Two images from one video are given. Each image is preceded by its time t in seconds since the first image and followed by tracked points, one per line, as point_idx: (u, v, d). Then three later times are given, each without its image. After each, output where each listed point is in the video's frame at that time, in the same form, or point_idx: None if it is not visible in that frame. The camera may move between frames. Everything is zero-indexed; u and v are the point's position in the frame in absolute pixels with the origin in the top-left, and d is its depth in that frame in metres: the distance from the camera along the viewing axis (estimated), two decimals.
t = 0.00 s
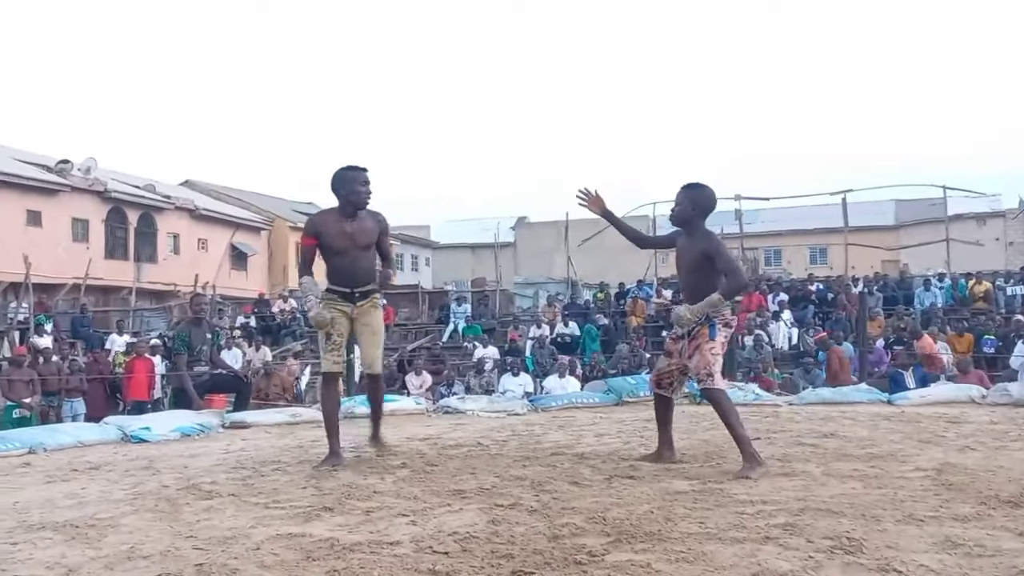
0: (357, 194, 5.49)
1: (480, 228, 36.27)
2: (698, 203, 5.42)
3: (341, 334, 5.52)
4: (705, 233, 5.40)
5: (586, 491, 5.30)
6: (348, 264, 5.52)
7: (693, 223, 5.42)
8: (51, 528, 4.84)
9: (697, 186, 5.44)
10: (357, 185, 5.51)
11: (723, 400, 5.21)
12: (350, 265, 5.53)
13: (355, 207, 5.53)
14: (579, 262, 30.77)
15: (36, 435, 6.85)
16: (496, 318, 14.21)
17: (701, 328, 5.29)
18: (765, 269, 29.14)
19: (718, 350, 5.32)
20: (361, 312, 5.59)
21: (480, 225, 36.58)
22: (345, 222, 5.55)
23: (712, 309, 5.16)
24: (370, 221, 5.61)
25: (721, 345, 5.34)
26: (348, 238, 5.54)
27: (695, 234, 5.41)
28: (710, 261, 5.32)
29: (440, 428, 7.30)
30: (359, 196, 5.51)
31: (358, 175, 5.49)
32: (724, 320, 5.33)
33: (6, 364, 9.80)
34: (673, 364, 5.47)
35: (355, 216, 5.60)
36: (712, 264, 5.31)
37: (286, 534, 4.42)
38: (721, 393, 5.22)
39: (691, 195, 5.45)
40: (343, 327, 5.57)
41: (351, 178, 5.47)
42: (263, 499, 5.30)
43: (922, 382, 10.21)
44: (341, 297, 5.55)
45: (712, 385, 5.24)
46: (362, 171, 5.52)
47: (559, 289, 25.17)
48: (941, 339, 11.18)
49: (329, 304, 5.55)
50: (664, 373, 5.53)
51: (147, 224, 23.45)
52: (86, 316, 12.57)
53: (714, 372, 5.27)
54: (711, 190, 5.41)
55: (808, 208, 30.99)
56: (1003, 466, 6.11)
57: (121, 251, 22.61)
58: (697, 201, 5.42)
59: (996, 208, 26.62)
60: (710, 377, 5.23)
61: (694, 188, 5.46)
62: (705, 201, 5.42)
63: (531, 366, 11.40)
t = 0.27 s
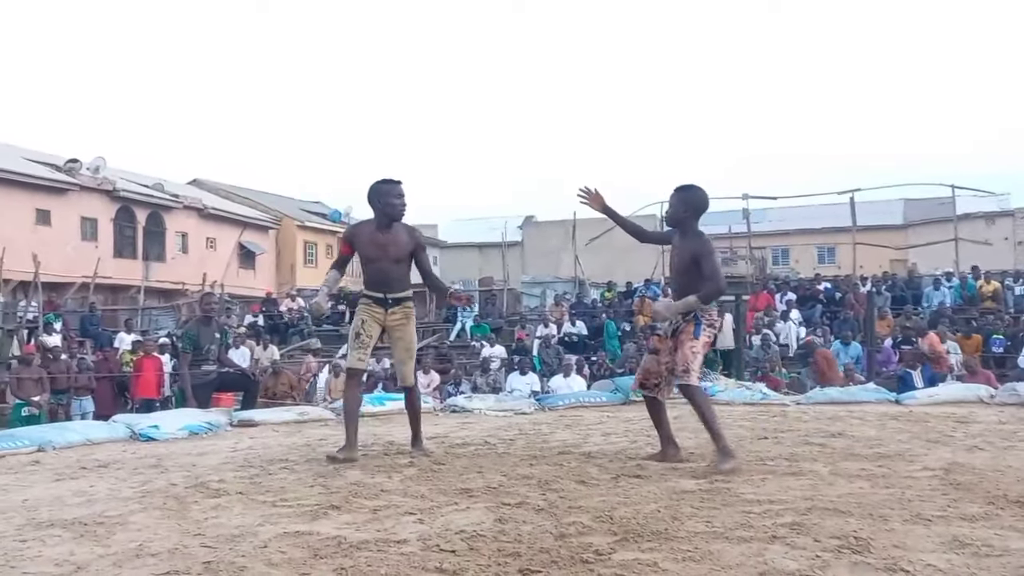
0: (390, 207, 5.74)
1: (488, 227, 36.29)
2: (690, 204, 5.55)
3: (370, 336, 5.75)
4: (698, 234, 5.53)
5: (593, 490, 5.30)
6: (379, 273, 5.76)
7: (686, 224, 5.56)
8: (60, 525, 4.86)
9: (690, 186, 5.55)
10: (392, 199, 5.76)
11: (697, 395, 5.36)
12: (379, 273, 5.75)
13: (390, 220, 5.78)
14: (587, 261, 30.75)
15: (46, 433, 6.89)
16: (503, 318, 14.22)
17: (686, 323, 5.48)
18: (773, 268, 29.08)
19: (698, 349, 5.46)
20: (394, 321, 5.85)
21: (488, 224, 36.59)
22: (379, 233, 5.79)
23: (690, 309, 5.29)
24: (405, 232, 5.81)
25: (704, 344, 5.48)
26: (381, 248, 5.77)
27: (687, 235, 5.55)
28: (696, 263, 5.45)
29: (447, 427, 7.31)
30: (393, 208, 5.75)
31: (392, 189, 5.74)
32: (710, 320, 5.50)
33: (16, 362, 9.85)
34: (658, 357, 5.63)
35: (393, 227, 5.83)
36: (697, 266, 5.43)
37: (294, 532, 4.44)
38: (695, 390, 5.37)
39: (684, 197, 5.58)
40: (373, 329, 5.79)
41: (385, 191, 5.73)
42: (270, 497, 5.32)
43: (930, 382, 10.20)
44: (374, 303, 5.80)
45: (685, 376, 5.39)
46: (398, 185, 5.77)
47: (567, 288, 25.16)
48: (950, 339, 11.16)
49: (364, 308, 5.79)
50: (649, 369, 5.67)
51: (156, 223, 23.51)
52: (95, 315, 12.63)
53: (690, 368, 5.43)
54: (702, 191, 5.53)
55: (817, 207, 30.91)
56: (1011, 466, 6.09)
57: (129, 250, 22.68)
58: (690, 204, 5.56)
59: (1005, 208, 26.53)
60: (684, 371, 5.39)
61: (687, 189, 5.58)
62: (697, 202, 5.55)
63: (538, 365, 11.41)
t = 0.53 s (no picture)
0: (407, 215, 5.85)
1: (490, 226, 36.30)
2: (687, 210, 5.54)
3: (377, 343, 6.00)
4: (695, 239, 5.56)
5: (595, 489, 5.30)
6: (395, 278, 5.90)
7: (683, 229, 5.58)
8: (62, 523, 4.86)
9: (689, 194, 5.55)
10: (409, 207, 5.89)
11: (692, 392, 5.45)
12: (394, 279, 5.90)
13: (405, 227, 5.90)
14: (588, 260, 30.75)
15: (48, 432, 6.90)
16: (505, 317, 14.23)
17: (690, 322, 5.53)
18: (775, 267, 29.06)
19: (700, 348, 5.51)
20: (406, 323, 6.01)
21: (490, 223, 36.59)
22: (394, 239, 5.91)
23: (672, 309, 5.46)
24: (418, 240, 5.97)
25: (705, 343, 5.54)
26: (396, 254, 5.90)
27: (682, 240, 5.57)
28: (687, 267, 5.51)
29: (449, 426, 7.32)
30: (409, 216, 5.88)
31: (409, 198, 5.85)
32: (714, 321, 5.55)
33: (18, 361, 9.87)
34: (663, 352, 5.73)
35: (406, 233, 5.96)
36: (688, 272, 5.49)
37: (295, 531, 4.44)
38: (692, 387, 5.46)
39: (682, 202, 5.57)
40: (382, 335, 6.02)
41: (403, 200, 5.83)
42: (272, 496, 5.32)
43: (932, 382, 10.20)
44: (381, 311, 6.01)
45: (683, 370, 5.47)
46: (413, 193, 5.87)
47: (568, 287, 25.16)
48: (953, 338, 11.17)
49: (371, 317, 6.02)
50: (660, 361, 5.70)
51: (158, 222, 23.52)
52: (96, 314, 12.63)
53: (689, 367, 5.49)
54: (700, 198, 5.52)
55: (818, 207, 30.89)
56: (1013, 465, 6.09)
57: (131, 249, 22.68)
58: (687, 210, 5.55)
59: (1007, 207, 26.51)
60: (683, 369, 5.46)
61: (685, 195, 5.58)
62: (694, 209, 5.54)
63: (540, 364, 11.43)
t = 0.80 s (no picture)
0: (398, 239, 6.08)
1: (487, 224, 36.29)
2: (680, 208, 5.63)
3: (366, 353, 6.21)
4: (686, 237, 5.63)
5: (591, 487, 5.30)
6: (383, 297, 6.15)
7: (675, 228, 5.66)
8: (58, 521, 4.86)
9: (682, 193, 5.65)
10: (399, 230, 6.10)
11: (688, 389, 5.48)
12: (383, 299, 6.14)
13: (395, 249, 6.13)
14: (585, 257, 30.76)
15: (44, 430, 6.90)
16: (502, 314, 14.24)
17: (676, 321, 5.57)
18: (771, 265, 29.09)
19: (690, 345, 5.55)
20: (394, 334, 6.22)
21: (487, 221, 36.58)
22: (384, 260, 6.16)
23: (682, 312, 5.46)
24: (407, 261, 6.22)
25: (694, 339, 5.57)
26: (386, 275, 6.15)
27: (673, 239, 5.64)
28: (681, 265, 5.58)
29: (445, 424, 7.32)
30: (400, 239, 6.11)
31: (400, 222, 6.07)
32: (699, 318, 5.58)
33: (13, 359, 9.86)
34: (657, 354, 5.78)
35: (396, 255, 6.21)
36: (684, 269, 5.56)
37: (291, 529, 4.44)
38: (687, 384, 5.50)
39: (674, 201, 5.67)
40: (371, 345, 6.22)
41: (393, 224, 6.05)
42: (268, 494, 5.32)
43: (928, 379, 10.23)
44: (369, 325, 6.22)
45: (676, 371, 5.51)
46: (404, 217, 6.09)
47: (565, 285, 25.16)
48: (948, 335, 11.19)
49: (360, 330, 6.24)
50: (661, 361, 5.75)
51: (154, 220, 23.49)
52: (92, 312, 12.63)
53: (682, 364, 5.53)
54: (692, 198, 5.64)
55: (815, 205, 30.91)
56: (1008, 463, 6.10)
57: (127, 247, 22.66)
58: (681, 208, 5.64)
59: (1003, 205, 26.54)
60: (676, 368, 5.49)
61: (678, 194, 5.68)
62: (686, 208, 5.64)
63: (536, 362, 11.44)
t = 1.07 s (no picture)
0: (396, 237, 6.08)
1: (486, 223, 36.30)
2: (671, 198, 5.67)
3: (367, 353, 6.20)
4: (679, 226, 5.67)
5: (589, 485, 5.31)
6: (384, 295, 6.15)
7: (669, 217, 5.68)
8: (57, 520, 4.86)
9: (674, 181, 5.68)
10: (397, 228, 6.10)
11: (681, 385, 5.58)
12: (384, 297, 6.15)
13: (394, 247, 6.13)
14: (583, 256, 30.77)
15: (42, 428, 6.90)
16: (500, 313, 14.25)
17: (673, 315, 5.63)
18: (769, 264, 29.11)
19: (683, 341, 5.62)
20: (397, 333, 6.21)
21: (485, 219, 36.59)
22: (384, 258, 6.16)
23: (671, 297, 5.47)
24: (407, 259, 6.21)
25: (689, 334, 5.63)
26: (386, 273, 6.15)
27: (667, 228, 5.68)
28: (674, 252, 5.59)
29: (443, 423, 7.33)
30: (398, 237, 6.11)
31: (398, 220, 6.08)
32: (695, 311, 5.60)
33: (11, 357, 9.86)
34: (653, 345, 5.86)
35: (395, 253, 6.21)
36: (676, 255, 5.57)
37: (289, 527, 4.45)
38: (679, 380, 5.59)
39: (665, 190, 5.70)
40: (372, 345, 6.22)
41: (391, 222, 6.07)
42: (267, 492, 5.32)
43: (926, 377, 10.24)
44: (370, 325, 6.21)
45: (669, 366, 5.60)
46: (402, 216, 6.10)
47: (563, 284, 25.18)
48: (946, 333, 11.21)
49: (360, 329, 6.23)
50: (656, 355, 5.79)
51: (151, 218, 23.46)
52: (90, 311, 12.63)
53: (674, 361, 5.61)
54: (684, 186, 5.67)
55: (813, 203, 30.93)
56: (1005, 461, 6.11)
57: (125, 246, 22.64)
58: (672, 197, 5.67)
59: (1001, 204, 26.57)
60: (668, 365, 5.58)
61: (669, 184, 5.72)
62: (678, 197, 5.67)
63: (535, 360, 11.46)
